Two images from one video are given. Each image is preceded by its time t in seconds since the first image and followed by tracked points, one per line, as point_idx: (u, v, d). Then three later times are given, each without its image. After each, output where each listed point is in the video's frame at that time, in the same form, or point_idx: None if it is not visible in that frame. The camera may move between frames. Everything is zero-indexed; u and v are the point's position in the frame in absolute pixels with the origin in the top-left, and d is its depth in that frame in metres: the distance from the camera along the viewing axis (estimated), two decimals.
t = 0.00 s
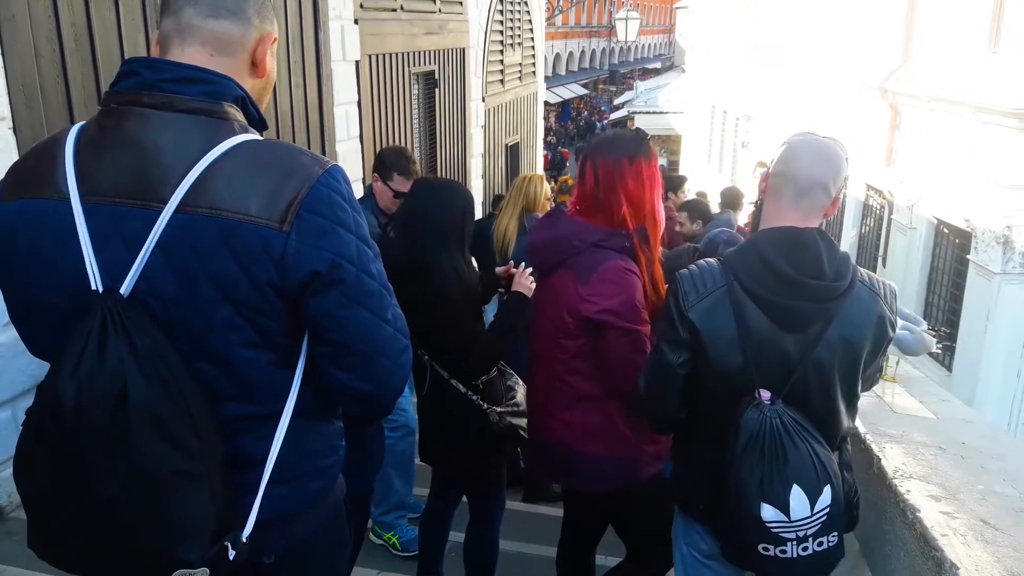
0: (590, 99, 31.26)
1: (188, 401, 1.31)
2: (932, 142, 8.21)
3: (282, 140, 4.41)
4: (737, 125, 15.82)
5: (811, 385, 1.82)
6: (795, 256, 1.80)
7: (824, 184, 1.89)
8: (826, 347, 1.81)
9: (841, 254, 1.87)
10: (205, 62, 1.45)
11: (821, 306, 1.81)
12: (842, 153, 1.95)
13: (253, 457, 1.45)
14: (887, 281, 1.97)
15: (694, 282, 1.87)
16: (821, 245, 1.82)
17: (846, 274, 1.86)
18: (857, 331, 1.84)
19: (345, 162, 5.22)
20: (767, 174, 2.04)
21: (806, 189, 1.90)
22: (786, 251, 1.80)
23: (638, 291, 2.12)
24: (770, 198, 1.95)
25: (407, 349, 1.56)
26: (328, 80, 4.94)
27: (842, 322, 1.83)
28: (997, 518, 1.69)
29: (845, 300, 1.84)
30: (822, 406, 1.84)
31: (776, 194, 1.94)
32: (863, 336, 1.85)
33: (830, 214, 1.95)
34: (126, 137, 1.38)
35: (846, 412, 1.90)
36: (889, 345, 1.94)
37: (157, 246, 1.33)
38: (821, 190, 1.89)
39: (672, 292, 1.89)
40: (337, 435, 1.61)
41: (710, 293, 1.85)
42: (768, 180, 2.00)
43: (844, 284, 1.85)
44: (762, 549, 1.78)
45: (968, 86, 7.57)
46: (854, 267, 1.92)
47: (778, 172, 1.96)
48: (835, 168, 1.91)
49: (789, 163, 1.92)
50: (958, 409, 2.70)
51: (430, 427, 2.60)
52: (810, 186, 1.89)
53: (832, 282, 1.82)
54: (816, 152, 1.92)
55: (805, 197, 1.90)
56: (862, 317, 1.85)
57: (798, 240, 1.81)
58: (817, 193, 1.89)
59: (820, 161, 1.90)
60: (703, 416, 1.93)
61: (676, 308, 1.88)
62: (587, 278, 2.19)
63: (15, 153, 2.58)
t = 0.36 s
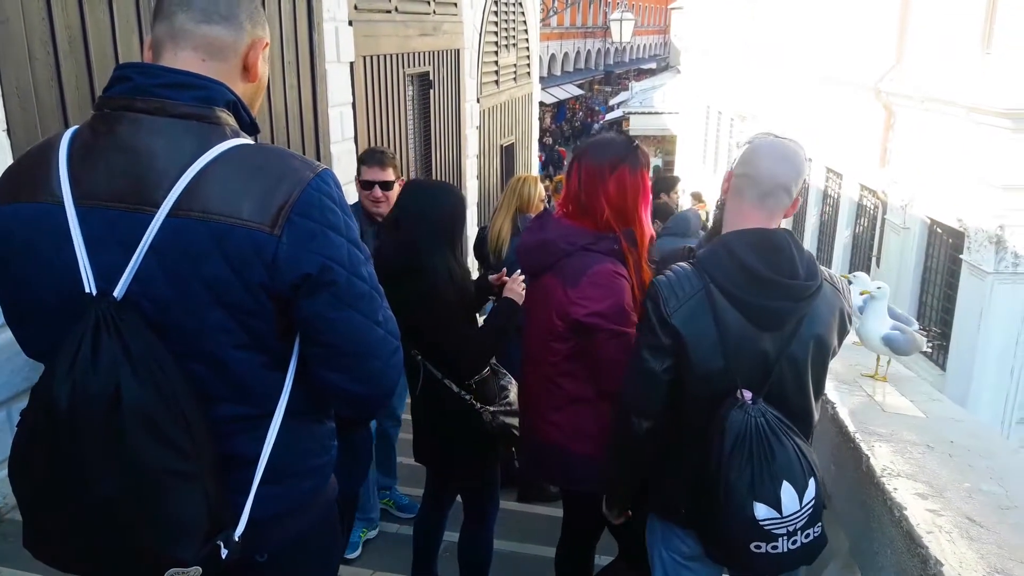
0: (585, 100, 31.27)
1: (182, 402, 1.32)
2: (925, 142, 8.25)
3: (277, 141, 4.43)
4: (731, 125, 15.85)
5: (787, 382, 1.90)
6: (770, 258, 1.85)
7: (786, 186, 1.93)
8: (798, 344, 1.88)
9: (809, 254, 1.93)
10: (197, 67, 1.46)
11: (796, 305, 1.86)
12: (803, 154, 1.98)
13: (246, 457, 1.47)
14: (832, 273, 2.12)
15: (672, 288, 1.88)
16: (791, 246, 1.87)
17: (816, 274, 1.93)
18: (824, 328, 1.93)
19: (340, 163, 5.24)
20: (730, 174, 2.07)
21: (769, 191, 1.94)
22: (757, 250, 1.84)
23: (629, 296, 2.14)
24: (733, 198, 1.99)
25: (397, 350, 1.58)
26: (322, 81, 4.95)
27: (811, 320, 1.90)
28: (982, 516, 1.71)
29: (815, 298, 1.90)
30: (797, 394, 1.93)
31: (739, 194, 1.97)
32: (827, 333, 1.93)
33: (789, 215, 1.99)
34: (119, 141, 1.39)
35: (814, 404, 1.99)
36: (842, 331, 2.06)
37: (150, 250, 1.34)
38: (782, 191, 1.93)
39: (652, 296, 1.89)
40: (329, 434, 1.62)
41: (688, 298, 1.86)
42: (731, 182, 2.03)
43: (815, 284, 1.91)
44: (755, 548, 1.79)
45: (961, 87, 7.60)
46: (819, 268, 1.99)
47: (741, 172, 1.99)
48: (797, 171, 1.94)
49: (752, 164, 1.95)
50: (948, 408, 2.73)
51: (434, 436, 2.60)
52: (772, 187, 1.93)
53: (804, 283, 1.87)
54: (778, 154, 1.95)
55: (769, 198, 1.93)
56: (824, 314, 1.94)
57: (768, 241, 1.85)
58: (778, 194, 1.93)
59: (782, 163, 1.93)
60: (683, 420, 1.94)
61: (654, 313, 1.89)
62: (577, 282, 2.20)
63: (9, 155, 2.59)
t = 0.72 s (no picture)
0: (580, 101, 31.31)
1: (179, 405, 1.34)
2: (918, 143, 8.29)
3: (273, 144, 4.44)
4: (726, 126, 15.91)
5: (762, 380, 1.94)
6: (744, 262, 1.88)
7: (756, 189, 1.98)
8: (772, 344, 1.93)
9: (780, 256, 1.97)
10: (192, 75, 1.48)
11: (769, 306, 1.89)
12: (770, 158, 2.03)
13: (242, 458, 1.48)
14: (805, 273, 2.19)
15: (648, 294, 1.89)
16: (764, 249, 1.90)
17: (788, 275, 1.97)
18: (797, 328, 1.98)
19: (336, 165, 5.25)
20: (701, 178, 2.12)
21: (740, 194, 1.99)
22: (731, 254, 1.88)
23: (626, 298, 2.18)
24: (705, 202, 2.03)
25: (393, 351, 1.60)
26: (318, 83, 4.97)
27: (783, 319, 1.95)
28: (970, 514, 1.74)
29: (789, 299, 1.94)
30: (774, 393, 1.98)
31: (710, 197, 2.02)
32: (799, 331, 1.98)
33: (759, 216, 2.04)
34: (116, 149, 1.41)
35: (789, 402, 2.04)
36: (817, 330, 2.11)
37: (146, 256, 1.36)
38: (751, 194, 1.98)
39: (628, 302, 1.91)
40: (325, 435, 1.64)
41: (664, 304, 1.89)
42: (701, 186, 2.08)
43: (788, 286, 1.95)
44: (735, 545, 1.82)
45: (953, 87, 7.64)
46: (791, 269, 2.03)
47: (711, 175, 2.04)
48: (765, 173, 2.00)
49: (722, 168, 2.00)
50: (939, 407, 2.76)
51: (437, 439, 2.61)
52: (741, 191, 1.98)
53: (776, 286, 1.91)
54: (747, 157, 2.00)
55: (740, 202, 1.98)
56: (797, 315, 1.99)
57: (741, 247, 1.89)
58: (748, 198, 1.98)
59: (751, 166, 1.98)
60: (661, 420, 1.97)
61: (631, 317, 1.91)
62: (575, 285, 2.22)
63: (7, 160, 2.60)
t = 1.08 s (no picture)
0: (577, 101, 31.36)
1: (172, 408, 1.36)
2: (911, 144, 8.33)
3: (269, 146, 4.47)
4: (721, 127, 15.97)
5: (744, 382, 1.98)
6: (729, 265, 1.91)
7: (751, 192, 2.02)
8: (756, 345, 1.97)
9: (768, 260, 2.00)
10: (187, 83, 1.51)
11: (754, 310, 1.93)
12: (760, 161, 2.06)
13: (234, 460, 1.51)
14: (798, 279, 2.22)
15: (634, 292, 1.94)
16: (750, 252, 1.94)
17: (775, 279, 2.00)
18: (782, 332, 2.02)
19: (333, 167, 5.28)
20: (694, 179, 2.14)
21: (737, 199, 2.02)
22: (718, 257, 1.91)
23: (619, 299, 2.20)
24: (700, 205, 2.06)
25: (387, 355, 1.61)
26: (315, 86, 5.00)
27: (768, 323, 1.99)
28: (956, 512, 1.76)
29: (774, 303, 1.98)
30: (757, 395, 2.01)
31: (705, 200, 2.05)
32: (784, 335, 2.02)
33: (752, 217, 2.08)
34: (112, 157, 1.44)
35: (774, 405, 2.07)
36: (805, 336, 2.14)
37: (140, 263, 1.38)
38: (746, 198, 2.02)
39: (615, 301, 1.95)
40: (318, 438, 1.67)
41: (651, 304, 1.92)
42: (695, 190, 2.11)
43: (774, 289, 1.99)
44: (712, 544, 1.86)
45: (946, 88, 7.68)
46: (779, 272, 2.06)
47: (706, 179, 2.06)
48: (758, 176, 2.03)
49: (717, 172, 2.02)
50: (929, 407, 2.79)
51: (447, 436, 2.63)
52: (737, 195, 2.01)
53: (761, 289, 1.94)
54: (740, 161, 2.02)
55: (736, 206, 2.01)
56: (782, 318, 2.03)
57: (729, 250, 1.92)
58: (743, 201, 2.01)
59: (745, 170, 2.01)
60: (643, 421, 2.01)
61: (617, 317, 1.95)
62: (569, 288, 2.24)
63: (4, 163, 2.62)
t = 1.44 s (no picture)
0: (572, 102, 31.39)
1: (151, 406, 1.38)
2: (903, 144, 8.35)
3: (261, 147, 4.48)
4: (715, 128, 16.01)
5: (730, 381, 1.98)
6: (714, 265, 1.93)
7: (735, 190, 2.03)
8: (742, 344, 1.97)
9: (753, 260, 2.01)
10: (167, 85, 1.53)
11: (739, 309, 1.94)
12: (744, 160, 2.08)
13: (214, 458, 1.52)
14: (788, 282, 2.22)
15: (621, 291, 1.95)
16: (735, 252, 1.96)
17: (761, 279, 2.01)
18: (768, 331, 2.02)
19: (326, 167, 5.30)
20: (677, 181, 2.15)
21: (723, 197, 2.03)
22: (703, 256, 1.93)
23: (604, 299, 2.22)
24: (687, 207, 2.07)
25: (364, 356, 1.63)
26: (308, 87, 5.01)
27: (754, 322, 1.99)
28: (934, 507, 1.79)
29: (758, 302, 1.99)
30: (743, 395, 2.01)
31: (692, 203, 2.05)
32: (772, 334, 2.02)
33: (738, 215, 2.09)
34: (92, 158, 1.45)
35: (760, 404, 2.07)
36: (792, 338, 2.15)
37: (119, 261, 1.40)
38: (731, 196, 2.03)
39: (602, 299, 1.97)
40: (299, 436, 1.69)
41: (636, 301, 1.94)
42: (680, 191, 2.12)
43: (759, 288, 2.00)
44: (695, 541, 1.88)
45: (939, 88, 7.71)
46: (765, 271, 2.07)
47: (690, 180, 2.07)
48: (743, 175, 2.05)
49: (701, 172, 2.03)
50: (916, 405, 2.82)
51: (452, 433, 2.77)
52: (722, 192, 2.02)
53: (746, 288, 1.96)
54: (723, 159, 2.04)
55: (722, 205, 2.03)
56: (769, 318, 2.03)
57: (714, 250, 1.94)
58: (728, 198, 2.03)
59: (728, 168, 2.03)
60: (628, 419, 2.03)
61: (604, 315, 1.96)
62: (553, 288, 2.26)
63: None
